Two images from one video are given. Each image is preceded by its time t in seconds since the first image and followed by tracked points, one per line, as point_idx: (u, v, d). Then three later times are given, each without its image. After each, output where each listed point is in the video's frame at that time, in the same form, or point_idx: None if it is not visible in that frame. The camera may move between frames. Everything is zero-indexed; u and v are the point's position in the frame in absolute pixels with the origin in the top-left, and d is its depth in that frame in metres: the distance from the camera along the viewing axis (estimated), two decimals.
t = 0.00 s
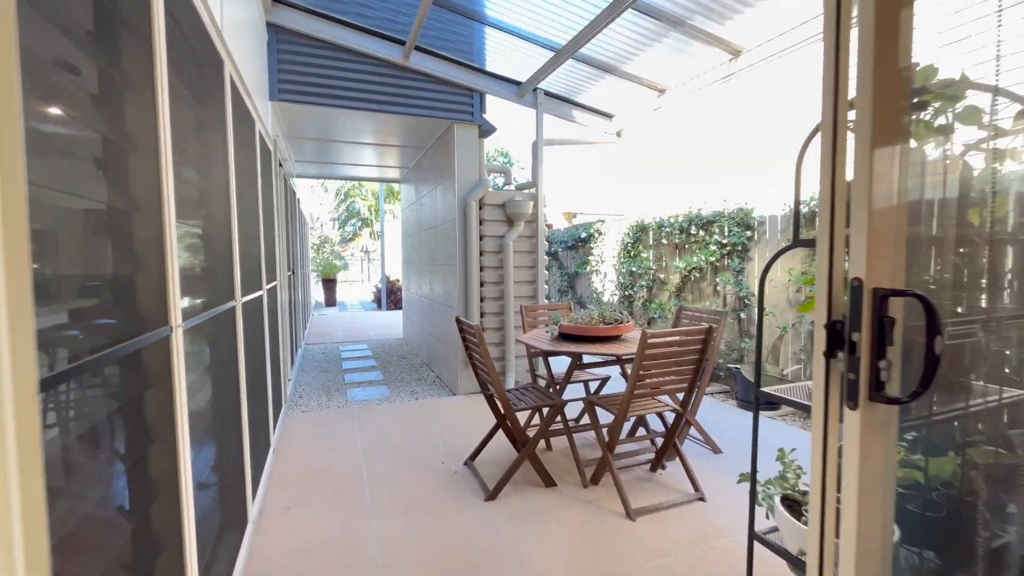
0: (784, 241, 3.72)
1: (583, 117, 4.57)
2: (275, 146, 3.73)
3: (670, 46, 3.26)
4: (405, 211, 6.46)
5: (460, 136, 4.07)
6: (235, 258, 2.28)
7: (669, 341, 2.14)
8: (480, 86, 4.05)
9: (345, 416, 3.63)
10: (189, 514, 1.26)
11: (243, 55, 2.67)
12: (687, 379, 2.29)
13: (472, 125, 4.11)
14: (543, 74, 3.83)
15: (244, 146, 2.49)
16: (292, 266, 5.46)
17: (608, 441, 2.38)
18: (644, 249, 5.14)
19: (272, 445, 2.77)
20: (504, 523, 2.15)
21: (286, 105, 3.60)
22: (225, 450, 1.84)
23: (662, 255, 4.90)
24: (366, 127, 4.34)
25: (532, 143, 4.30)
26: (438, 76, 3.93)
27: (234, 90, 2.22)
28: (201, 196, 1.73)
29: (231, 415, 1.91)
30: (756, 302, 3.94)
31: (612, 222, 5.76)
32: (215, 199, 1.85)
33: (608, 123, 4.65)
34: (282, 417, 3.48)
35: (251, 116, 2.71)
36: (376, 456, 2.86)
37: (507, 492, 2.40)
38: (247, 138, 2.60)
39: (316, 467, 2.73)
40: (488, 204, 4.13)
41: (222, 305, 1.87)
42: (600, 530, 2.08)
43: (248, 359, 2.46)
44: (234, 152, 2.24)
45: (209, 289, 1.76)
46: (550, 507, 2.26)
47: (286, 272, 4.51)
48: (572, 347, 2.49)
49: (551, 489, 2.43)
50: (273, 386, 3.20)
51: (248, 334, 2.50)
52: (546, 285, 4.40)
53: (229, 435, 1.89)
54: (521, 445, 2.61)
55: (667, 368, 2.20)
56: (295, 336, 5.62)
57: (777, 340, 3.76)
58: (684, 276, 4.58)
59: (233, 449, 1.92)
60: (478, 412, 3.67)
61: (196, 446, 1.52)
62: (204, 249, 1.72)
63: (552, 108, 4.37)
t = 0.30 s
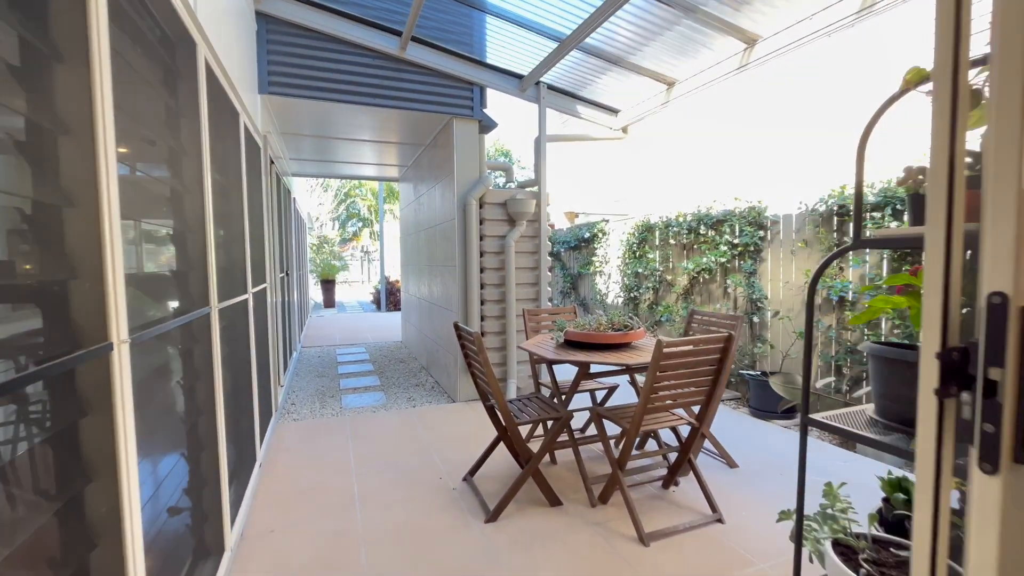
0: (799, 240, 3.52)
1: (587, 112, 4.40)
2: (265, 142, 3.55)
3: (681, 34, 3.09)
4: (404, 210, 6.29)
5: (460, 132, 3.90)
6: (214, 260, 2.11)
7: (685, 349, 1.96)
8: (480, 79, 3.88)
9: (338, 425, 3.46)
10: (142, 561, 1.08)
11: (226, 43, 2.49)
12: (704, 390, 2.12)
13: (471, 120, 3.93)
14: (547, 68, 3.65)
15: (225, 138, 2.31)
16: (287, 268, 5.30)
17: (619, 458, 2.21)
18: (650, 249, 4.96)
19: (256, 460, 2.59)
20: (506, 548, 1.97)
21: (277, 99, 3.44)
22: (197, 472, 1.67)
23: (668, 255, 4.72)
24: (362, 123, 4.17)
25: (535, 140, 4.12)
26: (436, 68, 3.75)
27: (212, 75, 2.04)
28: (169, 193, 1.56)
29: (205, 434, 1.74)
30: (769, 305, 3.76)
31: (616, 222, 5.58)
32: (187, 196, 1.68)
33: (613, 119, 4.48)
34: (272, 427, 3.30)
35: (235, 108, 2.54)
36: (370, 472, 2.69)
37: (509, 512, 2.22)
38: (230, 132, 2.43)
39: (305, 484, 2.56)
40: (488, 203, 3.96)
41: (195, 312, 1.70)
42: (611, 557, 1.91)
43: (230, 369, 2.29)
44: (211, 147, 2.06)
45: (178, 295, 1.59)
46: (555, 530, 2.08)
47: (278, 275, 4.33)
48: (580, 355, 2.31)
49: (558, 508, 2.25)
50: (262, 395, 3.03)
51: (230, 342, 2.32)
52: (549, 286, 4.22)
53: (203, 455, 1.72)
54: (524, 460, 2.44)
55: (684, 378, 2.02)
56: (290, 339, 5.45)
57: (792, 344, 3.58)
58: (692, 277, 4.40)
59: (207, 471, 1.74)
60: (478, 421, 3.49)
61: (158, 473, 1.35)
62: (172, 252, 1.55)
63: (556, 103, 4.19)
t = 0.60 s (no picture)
0: (813, 241, 3.37)
1: (592, 109, 4.27)
2: (257, 139, 3.41)
3: (693, 24, 2.95)
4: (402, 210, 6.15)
5: (459, 129, 3.75)
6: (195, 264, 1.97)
7: (702, 358, 1.83)
8: (481, 74, 3.73)
9: (333, 434, 3.32)
10: None
11: (213, 33, 2.36)
12: (721, 402, 1.98)
13: (472, 117, 3.79)
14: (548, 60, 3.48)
15: (209, 132, 2.16)
16: (282, 270, 5.15)
17: (630, 475, 2.07)
18: (656, 250, 4.82)
19: (244, 475, 2.45)
20: (510, 573, 1.83)
21: (269, 95, 3.30)
22: (173, 495, 1.53)
23: (674, 256, 4.58)
24: (358, 120, 4.02)
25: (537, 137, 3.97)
26: (436, 62, 3.61)
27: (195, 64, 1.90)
28: (142, 191, 1.42)
29: (181, 452, 1.60)
30: (780, 308, 3.61)
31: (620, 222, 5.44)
32: (162, 194, 1.54)
33: (617, 116, 4.33)
34: (263, 437, 3.16)
35: (221, 102, 2.40)
36: (364, 486, 2.54)
37: (512, 532, 2.08)
38: (215, 127, 2.29)
39: (294, 501, 2.41)
40: (489, 202, 3.82)
41: (171, 321, 1.56)
42: None
43: (214, 379, 2.14)
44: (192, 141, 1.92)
45: (150, 303, 1.45)
46: (561, 551, 1.94)
47: (272, 277, 4.19)
48: (588, 365, 2.17)
49: (564, 528, 2.11)
50: (252, 404, 2.89)
51: (214, 350, 2.19)
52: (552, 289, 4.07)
53: (178, 476, 1.58)
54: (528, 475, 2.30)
55: (700, 390, 1.89)
56: (286, 343, 5.30)
57: (806, 349, 3.44)
58: (700, 279, 4.26)
59: (184, 492, 1.61)
60: (478, 430, 3.35)
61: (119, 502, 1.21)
62: (143, 255, 1.41)
63: (559, 98, 4.02)
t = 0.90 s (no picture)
0: (826, 241, 3.25)
1: (597, 105, 4.16)
2: (250, 135, 3.29)
3: (705, 15, 2.84)
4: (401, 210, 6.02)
5: (459, 125, 3.63)
6: (179, 265, 1.85)
7: (720, 366, 1.71)
8: (482, 67, 3.61)
9: (329, 441, 3.20)
10: None
11: (203, 22, 2.24)
12: (739, 412, 1.86)
13: (472, 112, 3.67)
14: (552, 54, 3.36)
15: (194, 125, 2.04)
16: (278, 270, 5.03)
17: (641, 489, 1.95)
18: (661, 250, 4.69)
19: (233, 486, 2.33)
20: None
21: (263, 89, 3.18)
22: (150, 515, 1.42)
23: (680, 256, 4.46)
24: (355, 116, 3.90)
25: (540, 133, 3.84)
26: (436, 56, 3.50)
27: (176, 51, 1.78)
28: (115, 185, 1.30)
29: (159, 469, 1.48)
30: (791, 310, 3.49)
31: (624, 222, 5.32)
32: (138, 189, 1.42)
33: (623, 112, 4.22)
34: (255, 444, 3.03)
35: (208, 93, 2.28)
36: (360, 499, 2.42)
37: (516, 549, 1.96)
38: (202, 120, 2.17)
39: (286, 515, 2.29)
40: (490, 200, 3.70)
41: (149, 326, 1.45)
42: None
43: (200, 387, 2.02)
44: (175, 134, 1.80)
45: (125, 308, 1.33)
46: (569, 571, 1.82)
47: (267, 278, 4.06)
48: (596, 371, 2.05)
49: (571, 545, 1.99)
50: (243, 411, 2.76)
51: (201, 356, 2.06)
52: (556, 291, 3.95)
53: (156, 494, 1.46)
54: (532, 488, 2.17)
55: (718, 399, 1.77)
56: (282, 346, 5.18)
57: (819, 353, 3.32)
58: (707, 280, 4.14)
59: (163, 512, 1.49)
60: (479, 437, 3.22)
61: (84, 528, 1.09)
62: (116, 255, 1.29)
63: (562, 93, 3.90)
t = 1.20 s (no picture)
0: (834, 242, 3.18)
1: (598, 103, 4.09)
2: (244, 133, 3.21)
3: (712, 11, 2.77)
4: (399, 211, 5.94)
5: (459, 123, 3.55)
6: (168, 268, 1.77)
7: (734, 374, 1.64)
8: (482, 65, 3.54)
9: (325, 448, 3.11)
10: None
11: (195, 15, 2.16)
12: (752, 422, 1.78)
13: (473, 111, 3.59)
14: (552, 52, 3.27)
15: (182, 123, 1.96)
16: (275, 272, 4.95)
17: (649, 501, 1.87)
18: (663, 251, 4.62)
19: (224, 498, 2.24)
20: None
21: (258, 86, 3.10)
22: (133, 534, 1.34)
23: (683, 258, 4.38)
24: (353, 115, 3.82)
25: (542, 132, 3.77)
26: (436, 53, 3.42)
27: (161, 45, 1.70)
28: (95, 184, 1.22)
29: (143, 484, 1.40)
30: (798, 312, 3.42)
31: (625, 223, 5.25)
32: (119, 188, 1.34)
33: (626, 111, 4.16)
34: (250, 451, 2.94)
35: (199, 89, 2.20)
36: (357, 509, 2.34)
37: (519, 564, 1.88)
38: (192, 117, 2.09)
39: (280, 526, 2.21)
40: (490, 201, 3.63)
41: (132, 334, 1.36)
42: None
43: (190, 395, 1.94)
44: (163, 133, 1.72)
45: (106, 314, 1.25)
46: None
47: (263, 280, 3.98)
48: (603, 378, 1.97)
49: (577, 559, 1.91)
50: (237, 418, 2.68)
51: (192, 362, 1.98)
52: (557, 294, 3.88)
53: (140, 512, 1.38)
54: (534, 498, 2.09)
55: (730, 410, 1.69)
56: (278, 348, 5.09)
57: (827, 357, 3.25)
58: (711, 282, 4.07)
59: (147, 530, 1.41)
60: (479, 444, 3.14)
61: (56, 553, 1.02)
62: (96, 259, 1.21)
63: (563, 91, 3.81)
